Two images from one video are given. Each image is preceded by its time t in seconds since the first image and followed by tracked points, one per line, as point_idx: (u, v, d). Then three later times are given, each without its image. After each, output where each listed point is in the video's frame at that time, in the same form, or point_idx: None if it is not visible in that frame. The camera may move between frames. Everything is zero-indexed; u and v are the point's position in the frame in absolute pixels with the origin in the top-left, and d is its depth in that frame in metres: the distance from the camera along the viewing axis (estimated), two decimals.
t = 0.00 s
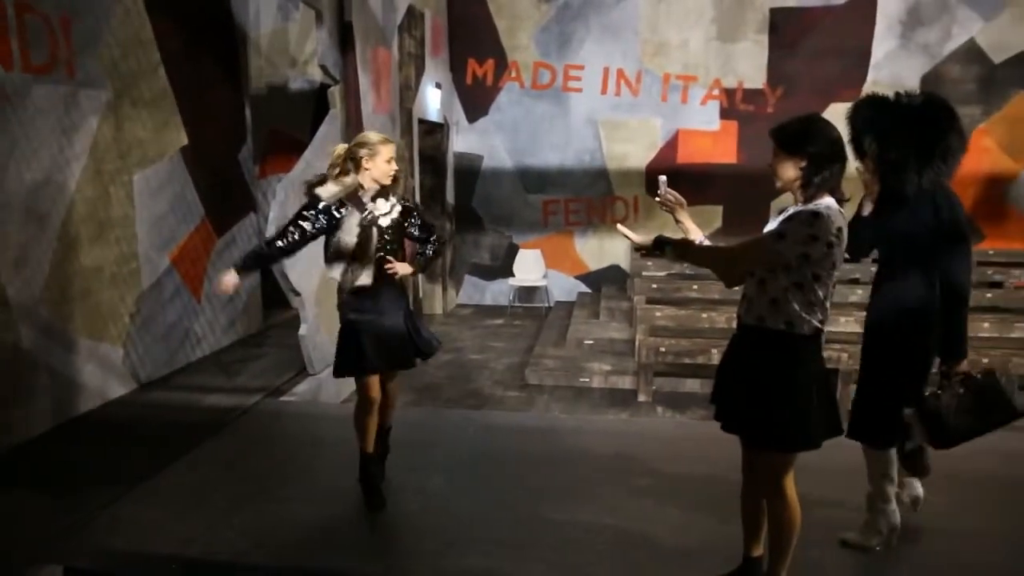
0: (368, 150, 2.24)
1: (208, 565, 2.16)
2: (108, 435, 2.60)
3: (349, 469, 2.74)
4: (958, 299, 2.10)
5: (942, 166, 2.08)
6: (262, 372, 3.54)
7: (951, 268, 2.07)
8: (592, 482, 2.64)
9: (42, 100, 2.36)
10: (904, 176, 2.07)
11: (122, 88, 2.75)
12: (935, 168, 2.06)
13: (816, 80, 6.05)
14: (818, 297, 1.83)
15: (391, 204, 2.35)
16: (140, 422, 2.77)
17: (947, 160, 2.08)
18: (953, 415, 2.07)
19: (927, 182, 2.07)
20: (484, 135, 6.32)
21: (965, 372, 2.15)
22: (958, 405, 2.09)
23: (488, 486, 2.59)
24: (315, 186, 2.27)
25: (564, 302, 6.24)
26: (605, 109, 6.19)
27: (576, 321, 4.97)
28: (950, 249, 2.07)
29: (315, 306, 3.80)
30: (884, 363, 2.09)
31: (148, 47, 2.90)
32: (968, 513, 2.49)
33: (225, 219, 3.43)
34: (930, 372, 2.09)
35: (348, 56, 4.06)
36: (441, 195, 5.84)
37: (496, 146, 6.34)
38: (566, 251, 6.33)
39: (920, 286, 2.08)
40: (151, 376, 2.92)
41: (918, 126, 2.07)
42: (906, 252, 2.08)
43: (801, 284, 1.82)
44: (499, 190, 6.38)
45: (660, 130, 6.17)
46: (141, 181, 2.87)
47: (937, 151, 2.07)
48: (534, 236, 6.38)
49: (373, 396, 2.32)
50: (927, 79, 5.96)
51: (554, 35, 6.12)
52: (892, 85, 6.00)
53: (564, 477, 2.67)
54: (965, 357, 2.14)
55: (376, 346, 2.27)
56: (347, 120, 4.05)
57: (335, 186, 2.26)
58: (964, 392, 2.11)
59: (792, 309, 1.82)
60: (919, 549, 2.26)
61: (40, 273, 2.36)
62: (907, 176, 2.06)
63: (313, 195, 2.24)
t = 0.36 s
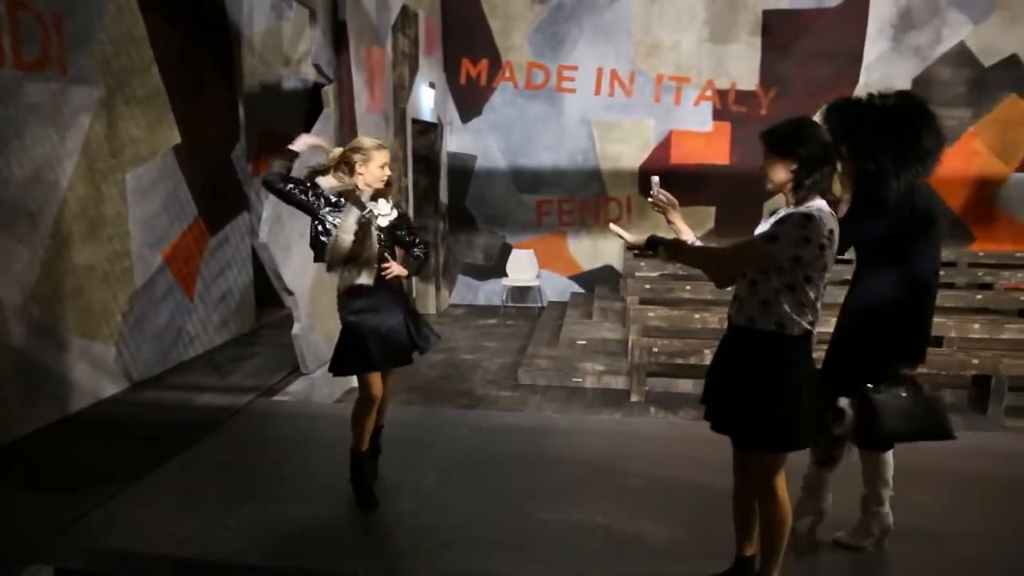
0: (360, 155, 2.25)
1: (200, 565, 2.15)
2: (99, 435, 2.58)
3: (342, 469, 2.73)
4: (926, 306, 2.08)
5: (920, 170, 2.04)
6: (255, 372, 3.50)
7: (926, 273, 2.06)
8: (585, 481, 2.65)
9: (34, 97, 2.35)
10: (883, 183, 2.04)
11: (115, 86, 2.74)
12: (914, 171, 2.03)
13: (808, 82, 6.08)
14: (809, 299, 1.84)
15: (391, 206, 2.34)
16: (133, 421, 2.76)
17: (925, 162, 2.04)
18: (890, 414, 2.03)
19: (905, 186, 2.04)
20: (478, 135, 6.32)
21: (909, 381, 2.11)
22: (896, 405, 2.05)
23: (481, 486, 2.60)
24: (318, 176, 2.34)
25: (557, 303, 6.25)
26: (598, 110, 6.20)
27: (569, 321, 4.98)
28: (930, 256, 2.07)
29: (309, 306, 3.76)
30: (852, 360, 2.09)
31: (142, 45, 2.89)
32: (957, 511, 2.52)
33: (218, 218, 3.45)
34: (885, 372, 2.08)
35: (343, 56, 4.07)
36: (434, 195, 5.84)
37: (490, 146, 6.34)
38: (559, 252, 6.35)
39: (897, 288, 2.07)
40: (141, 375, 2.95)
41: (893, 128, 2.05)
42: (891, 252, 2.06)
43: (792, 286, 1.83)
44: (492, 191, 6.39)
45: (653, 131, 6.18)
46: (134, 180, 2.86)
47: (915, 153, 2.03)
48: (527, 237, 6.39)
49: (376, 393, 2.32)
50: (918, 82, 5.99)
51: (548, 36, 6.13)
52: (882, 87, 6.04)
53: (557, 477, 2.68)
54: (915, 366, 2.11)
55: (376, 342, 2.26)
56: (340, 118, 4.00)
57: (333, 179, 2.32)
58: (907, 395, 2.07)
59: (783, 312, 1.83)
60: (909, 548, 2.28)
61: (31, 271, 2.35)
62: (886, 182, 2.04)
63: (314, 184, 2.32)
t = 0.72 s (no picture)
0: (369, 143, 2.21)
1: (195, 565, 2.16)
2: (94, 436, 2.58)
3: (338, 470, 2.73)
4: (883, 307, 2.05)
5: (877, 171, 2.03)
6: (249, 373, 3.55)
7: (881, 275, 2.04)
8: (581, 482, 2.66)
9: (31, 98, 2.34)
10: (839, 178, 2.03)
11: (111, 87, 2.74)
12: (869, 174, 2.03)
13: (804, 84, 6.09)
14: (804, 301, 1.84)
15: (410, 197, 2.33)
16: (128, 422, 2.76)
17: (883, 167, 2.04)
18: (857, 416, 2.03)
19: (860, 186, 2.03)
20: (475, 137, 6.32)
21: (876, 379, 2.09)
22: (864, 405, 2.05)
23: (477, 487, 2.60)
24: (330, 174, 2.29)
25: (553, 304, 6.26)
26: (595, 112, 6.21)
27: (566, 323, 4.99)
28: (888, 258, 2.04)
29: (305, 307, 3.78)
30: (822, 364, 2.07)
31: (138, 46, 2.89)
32: (951, 512, 2.52)
33: (215, 219, 3.45)
34: (849, 375, 2.05)
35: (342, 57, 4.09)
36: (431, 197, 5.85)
37: (487, 147, 6.35)
38: (556, 254, 6.35)
39: (855, 292, 2.05)
40: (137, 375, 2.93)
41: (861, 130, 2.02)
42: (850, 255, 2.04)
43: (788, 289, 1.83)
44: (489, 192, 6.39)
45: (650, 133, 6.20)
46: (130, 181, 2.87)
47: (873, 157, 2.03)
48: (524, 238, 6.39)
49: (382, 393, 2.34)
50: (914, 85, 6.01)
51: (545, 38, 6.14)
52: (878, 91, 6.05)
53: (553, 478, 2.69)
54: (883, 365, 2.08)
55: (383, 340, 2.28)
56: (338, 118, 4.05)
57: (347, 173, 2.27)
58: (872, 394, 2.06)
59: (779, 314, 1.83)
60: (903, 548, 2.29)
61: (27, 272, 2.35)
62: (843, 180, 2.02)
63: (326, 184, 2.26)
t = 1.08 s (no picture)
0: (405, 143, 2.15)
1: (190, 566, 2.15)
2: (87, 437, 2.57)
3: (333, 471, 2.73)
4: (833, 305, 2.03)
5: (830, 173, 1.91)
6: (244, 373, 3.55)
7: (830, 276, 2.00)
8: (577, 482, 2.66)
9: (24, 98, 2.33)
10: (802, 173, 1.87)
11: (105, 87, 2.73)
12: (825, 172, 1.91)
13: (798, 85, 6.11)
14: (798, 302, 1.85)
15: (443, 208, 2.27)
16: (123, 423, 2.75)
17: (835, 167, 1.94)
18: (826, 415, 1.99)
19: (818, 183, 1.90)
20: (470, 136, 6.32)
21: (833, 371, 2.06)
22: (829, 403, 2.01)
23: (473, 487, 2.60)
24: (371, 196, 2.16)
25: (548, 304, 6.26)
26: (590, 112, 6.22)
27: (561, 322, 5.00)
28: (838, 258, 1.99)
29: (300, 308, 3.76)
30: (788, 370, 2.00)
31: (132, 46, 2.88)
32: (945, 512, 2.53)
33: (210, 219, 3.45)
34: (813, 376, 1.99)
35: (335, 57, 3.96)
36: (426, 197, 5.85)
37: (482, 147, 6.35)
38: (551, 254, 6.35)
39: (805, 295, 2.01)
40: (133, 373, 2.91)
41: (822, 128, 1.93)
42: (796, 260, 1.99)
43: (783, 290, 1.84)
44: (484, 192, 6.39)
45: (644, 133, 6.22)
46: (124, 180, 2.86)
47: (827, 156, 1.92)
48: (519, 237, 6.39)
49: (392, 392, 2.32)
50: (907, 85, 6.03)
51: (540, 38, 6.14)
52: (872, 91, 6.07)
53: (549, 478, 2.69)
54: (836, 355, 2.06)
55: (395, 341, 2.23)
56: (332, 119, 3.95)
57: (390, 191, 2.16)
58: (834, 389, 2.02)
59: (772, 316, 1.84)
60: (897, 547, 2.30)
61: (20, 272, 2.33)
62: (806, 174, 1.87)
63: (373, 204, 2.14)
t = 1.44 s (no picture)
0: (465, 158, 2.10)
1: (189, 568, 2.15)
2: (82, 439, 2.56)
3: (331, 471, 2.73)
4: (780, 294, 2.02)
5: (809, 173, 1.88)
6: (241, 374, 3.53)
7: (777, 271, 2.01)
8: (573, 481, 2.67)
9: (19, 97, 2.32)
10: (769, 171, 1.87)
11: (101, 88, 2.72)
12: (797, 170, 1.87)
13: (794, 86, 6.13)
14: (786, 306, 1.85)
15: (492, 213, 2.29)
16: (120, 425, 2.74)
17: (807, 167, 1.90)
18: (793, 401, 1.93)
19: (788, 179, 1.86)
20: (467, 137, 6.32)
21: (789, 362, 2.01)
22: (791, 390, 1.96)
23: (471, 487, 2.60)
24: (462, 217, 2.11)
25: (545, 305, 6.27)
26: (586, 112, 6.23)
27: (557, 322, 5.01)
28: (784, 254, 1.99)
29: (296, 309, 3.74)
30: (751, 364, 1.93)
31: (129, 46, 2.87)
32: (941, 510, 2.55)
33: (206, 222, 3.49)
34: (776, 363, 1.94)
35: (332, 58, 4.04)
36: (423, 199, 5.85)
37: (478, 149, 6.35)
38: (548, 254, 6.34)
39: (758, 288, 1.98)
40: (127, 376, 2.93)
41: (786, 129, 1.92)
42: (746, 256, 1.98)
43: (771, 297, 1.83)
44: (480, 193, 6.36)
45: (639, 134, 6.25)
46: (120, 181, 2.85)
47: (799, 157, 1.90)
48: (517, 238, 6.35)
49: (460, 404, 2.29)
50: (902, 86, 6.05)
51: (537, 39, 6.15)
52: (868, 92, 6.08)
53: (547, 477, 2.70)
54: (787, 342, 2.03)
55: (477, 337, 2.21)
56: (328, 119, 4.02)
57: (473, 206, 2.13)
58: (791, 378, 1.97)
59: (760, 323, 1.83)
60: (894, 545, 2.31)
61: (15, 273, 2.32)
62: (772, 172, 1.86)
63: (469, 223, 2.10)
